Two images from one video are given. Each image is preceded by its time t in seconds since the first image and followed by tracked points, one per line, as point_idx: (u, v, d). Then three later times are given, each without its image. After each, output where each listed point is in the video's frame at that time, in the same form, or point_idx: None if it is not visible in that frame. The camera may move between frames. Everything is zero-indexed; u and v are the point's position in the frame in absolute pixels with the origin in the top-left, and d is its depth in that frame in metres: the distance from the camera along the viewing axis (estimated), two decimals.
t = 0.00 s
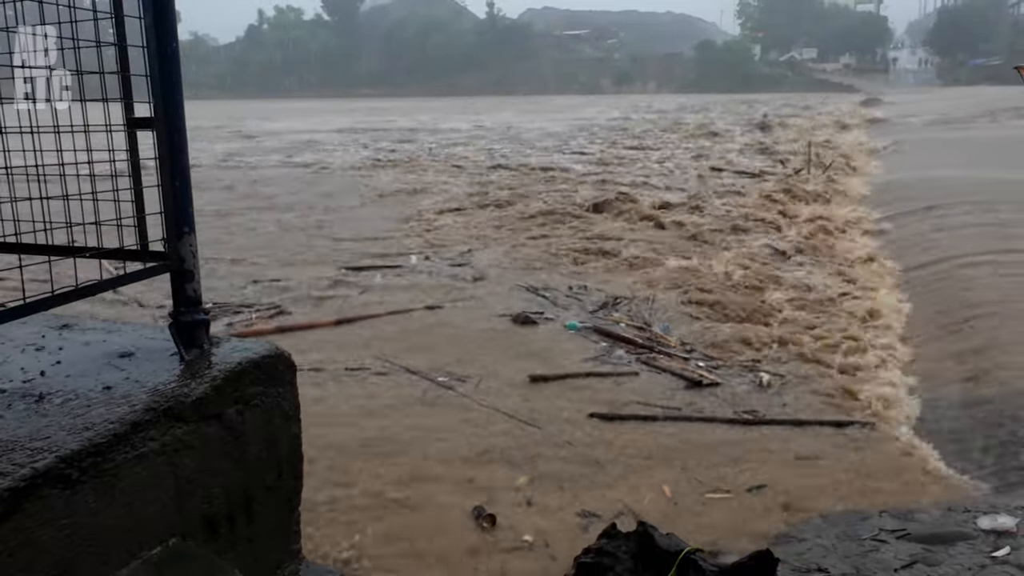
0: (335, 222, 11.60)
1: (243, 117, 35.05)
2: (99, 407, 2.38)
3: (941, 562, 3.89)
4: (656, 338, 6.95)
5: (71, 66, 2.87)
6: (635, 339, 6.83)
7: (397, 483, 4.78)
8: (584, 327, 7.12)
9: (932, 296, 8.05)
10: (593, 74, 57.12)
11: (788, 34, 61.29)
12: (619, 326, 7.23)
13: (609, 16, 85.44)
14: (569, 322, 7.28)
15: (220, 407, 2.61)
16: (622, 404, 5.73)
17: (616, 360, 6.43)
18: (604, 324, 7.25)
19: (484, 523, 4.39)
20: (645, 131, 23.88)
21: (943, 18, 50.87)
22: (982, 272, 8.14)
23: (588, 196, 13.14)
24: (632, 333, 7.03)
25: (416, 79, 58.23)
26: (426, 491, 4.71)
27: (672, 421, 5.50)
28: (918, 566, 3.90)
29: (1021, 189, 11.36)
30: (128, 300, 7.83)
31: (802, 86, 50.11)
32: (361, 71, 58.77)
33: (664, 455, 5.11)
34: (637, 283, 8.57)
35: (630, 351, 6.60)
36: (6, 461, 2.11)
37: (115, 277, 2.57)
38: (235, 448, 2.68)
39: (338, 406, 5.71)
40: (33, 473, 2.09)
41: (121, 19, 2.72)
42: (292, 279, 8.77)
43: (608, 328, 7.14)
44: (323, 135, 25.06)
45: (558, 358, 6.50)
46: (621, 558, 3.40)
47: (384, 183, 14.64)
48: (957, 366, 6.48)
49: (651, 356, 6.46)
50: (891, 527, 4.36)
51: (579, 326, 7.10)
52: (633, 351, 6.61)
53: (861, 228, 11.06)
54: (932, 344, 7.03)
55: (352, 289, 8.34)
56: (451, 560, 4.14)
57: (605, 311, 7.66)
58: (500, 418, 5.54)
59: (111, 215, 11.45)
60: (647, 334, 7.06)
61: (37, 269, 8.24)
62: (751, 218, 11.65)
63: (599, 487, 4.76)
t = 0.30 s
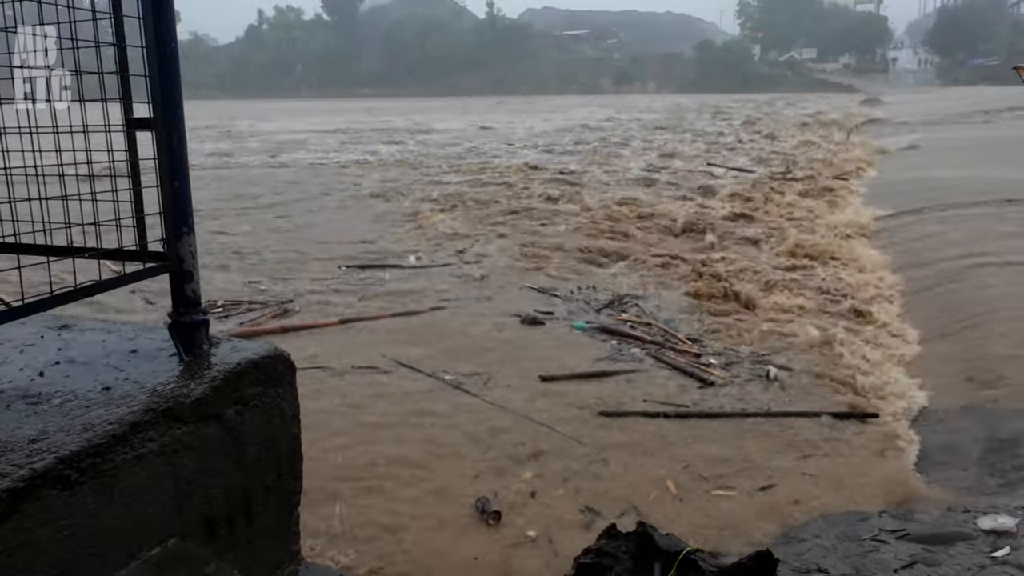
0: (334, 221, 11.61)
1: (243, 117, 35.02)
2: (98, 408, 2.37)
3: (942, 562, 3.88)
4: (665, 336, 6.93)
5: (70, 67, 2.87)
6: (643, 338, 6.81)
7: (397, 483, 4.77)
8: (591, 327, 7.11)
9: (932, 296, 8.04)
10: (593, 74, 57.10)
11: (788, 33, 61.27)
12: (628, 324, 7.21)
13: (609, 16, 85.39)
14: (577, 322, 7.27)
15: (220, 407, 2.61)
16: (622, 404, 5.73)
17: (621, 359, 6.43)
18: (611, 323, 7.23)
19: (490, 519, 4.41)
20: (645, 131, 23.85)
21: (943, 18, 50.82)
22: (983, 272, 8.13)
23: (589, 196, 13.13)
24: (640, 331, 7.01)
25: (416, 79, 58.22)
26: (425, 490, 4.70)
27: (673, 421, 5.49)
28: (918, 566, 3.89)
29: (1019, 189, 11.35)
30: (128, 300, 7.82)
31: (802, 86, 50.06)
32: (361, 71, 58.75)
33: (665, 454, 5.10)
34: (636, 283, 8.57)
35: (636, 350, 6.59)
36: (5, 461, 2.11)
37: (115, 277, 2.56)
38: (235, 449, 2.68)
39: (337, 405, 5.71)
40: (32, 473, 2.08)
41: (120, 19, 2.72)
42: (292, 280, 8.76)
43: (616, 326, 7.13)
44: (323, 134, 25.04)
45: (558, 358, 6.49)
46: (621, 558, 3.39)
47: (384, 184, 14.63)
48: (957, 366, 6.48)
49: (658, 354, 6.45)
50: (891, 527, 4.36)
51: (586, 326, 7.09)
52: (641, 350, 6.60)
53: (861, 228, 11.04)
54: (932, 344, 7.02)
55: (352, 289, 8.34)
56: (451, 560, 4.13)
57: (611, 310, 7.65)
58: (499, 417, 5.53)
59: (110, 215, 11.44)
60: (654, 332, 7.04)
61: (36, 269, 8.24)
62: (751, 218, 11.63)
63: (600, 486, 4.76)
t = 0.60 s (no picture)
0: (334, 222, 11.61)
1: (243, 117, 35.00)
2: (98, 409, 2.38)
3: (941, 562, 3.88)
4: (673, 336, 6.96)
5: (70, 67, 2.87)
6: (651, 338, 6.85)
7: (397, 483, 4.77)
8: (598, 326, 7.16)
9: (932, 296, 8.04)
10: (593, 74, 57.09)
11: (787, 33, 61.30)
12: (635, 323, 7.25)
13: (608, 16, 85.40)
14: (584, 321, 7.30)
15: (220, 408, 2.61)
16: (622, 405, 5.73)
17: (625, 360, 6.45)
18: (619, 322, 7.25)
19: (496, 507, 4.48)
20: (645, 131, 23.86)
21: (943, 18, 50.83)
22: (982, 272, 8.13)
23: (588, 196, 13.13)
24: (648, 330, 7.04)
25: (416, 79, 58.19)
26: (425, 490, 4.70)
27: (673, 423, 5.50)
28: (918, 566, 3.89)
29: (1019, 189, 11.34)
30: (128, 301, 7.81)
31: (802, 87, 50.06)
32: (361, 71, 58.76)
33: (665, 456, 5.11)
34: (636, 283, 8.57)
35: (641, 351, 6.62)
36: (5, 462, 2.11)
37: (115, 278, 2.57)
38: (235, 449, 2.68)
39: (337, 405, 5.71)
40: (31, 474, 2.08)
41: (120, 19, 2.72)
42: (292, 280, 8.76)
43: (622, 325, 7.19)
44: (323, 134, 25.02)
45: (558, 359, 6.49)
46: (621, 559, 3.39)
47: (384, 184, 14.63)
48: (957, 366, 6.48)
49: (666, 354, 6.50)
50: (891, 527, 4.36)
51: (593, 325, 7.14)
52: (647, 351, 6.64)
53: (861, 228, 11.05)
54: (932, 344, 7.03)
55: (352, 289, 8.34)
56: (451, 562, 4.13)
57: (620, 310, 7.66)
58: (499, 418, 5.53)
59: (110, 215, 11.45)
60: (661, 331, 7.06)
61: (36, 270, 8.24)
62: (751, 218, 11.63)
63: (600, 487, 4.76)
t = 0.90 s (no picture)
0: (334, 222, 11.59)
1: (242, 117, 34.98)
2: (98, 409, 2.37)
3: (941, 562, 3.87)
4: (679, 334, 6.94)
5: (70, 67, 2.87)
6: (656, 338, 6.84)
7: (396, 482, 4.76)
8: (602, 326, 7.15)
9: (931, 296, 8.05)
10: (592, 74, 57.10)
11: (787, 33, 61.33)
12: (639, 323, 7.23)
13: (608, 16, 85.46)
14: (588, 322, 7.29)
15: (220, 408, 2.61)
16: (622, 405, 5.72)
17: (626, 360, 6.45)
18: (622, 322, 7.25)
19: (498, 504, 4.52)
20: (644, 131, 23.85)
21: (943, 18, 50.88)
22: (981, 273, 8.13)
23: (588, 196, 13.13)
24: (653, 329, 7.03)
25: (415, 79, 58.19)
26: (424, 489, 4.70)
27: (674, 423, 5.49)
28: (918, 566, 3.88)
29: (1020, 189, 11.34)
30: (127, 303, 7.81)
31: (801, 86, 50.08)
32: (361, 71, 58.72)
33: (664, 456, 5.10)
34: (637, 282, 8.55)
35: (645, 351, 6.61)
36: (5, 462, 2.11)
37: (116, 277, 2.57)
38: (235, 449, 2.68)
39: (336, 404, 5.70)
40: (32, 474, 2.08)
41: (121, 19, 2.72)
42: (292, 280, 8.75)
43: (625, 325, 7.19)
44: (323, 134, 25.02)
45: (559, 359, 6.49)
46: (621, 558, 3.39)
47: (384, 184, 14.62)
48: (957, 365, 6.48)
49: (675, 353, 6.51)
50: (891, 527, 4.35)
51: (596, 326, 7.13)
52: (652, 350, 6.63)
53: (860, 227, 11.05)
54: (931, 344, 7.02)
55: (351, 289, 8.32)
56: (451, 560, 4.12)
57: (624, 310, 7.65)
58: (499, 417, 5.53)
59: (109, 215, 11.43)
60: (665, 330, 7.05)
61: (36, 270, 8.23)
62: (751, 218, 11.62)
63: (600, 487, 4.76)
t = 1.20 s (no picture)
0: (334, 221, 11.58)
1: (243, 117, 35.04)
2: (99, 408, 2.38)
3: (941, 562, 3.87)
4: (684, 335, 6.93)
5: (70, 67, 2.87)
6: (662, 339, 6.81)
7: (396, 481, 4.76)
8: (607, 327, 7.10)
9: (931, 296, 8.04)
10: (592, 74, 57.17)
11: (786, 34, 61.41)
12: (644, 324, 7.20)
13: (608, 17, 85.55)
14: (593, 322, 7.26)
15: (220, 407, 2.62)
16: (622, 405, 5.72)
17: (628, 359, 6.44)
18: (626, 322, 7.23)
19: (499, 500, 4.54)
20: (644, 131, 23.87)
21: (942, 18, 50.94)
22: (982, 273, 8.12)
23: (588, 196, 13.14)
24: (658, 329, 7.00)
25: (415, 79, 58.27)
26: (424, 488, 4.70)
27: (675, 422, 5.49)
28: (917, 566, 3.88)
29: (1020, 189, 11.33)
30: (128, 302, 7.81)
31: (800, 87, 50.14)
32: (360, 71, 58.75)
33: (664, 455, 5.10)
34: (637, 283, 8.55)
35: (651, 351, 6.59)
36: (6, 462, 2.11)
37: (116, 277, 2.57)
38: (235, 449, 2.68)
39: (336, 403, 5.70)
40: (33, 474, 2.09)
41: (121, 19, 2.73)
42: (292, 280, 8.75)
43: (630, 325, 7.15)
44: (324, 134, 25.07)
45: (559, 359, 6.49)
46: (621, 558, 3.39)
47: (384, 184, 14.63)
48: (957, 366, 6.47)
49: (682, 353, 6.50)
50: (890, 527, 4.35)
51: (602, 326, 7.08)
52: (657, 350, 6.61)
53: (861, 227, 11.05)
54: (932, 344, 7.02)
55: (352, 289, 8.32)
56: (451, 559, 4.12)
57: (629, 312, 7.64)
58: (499, 416, 5.53)
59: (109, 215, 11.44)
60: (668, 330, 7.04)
61: (36, 269, 8.24)
62: (751, 218, 11.63)
63: (599, 487, 4.75)
